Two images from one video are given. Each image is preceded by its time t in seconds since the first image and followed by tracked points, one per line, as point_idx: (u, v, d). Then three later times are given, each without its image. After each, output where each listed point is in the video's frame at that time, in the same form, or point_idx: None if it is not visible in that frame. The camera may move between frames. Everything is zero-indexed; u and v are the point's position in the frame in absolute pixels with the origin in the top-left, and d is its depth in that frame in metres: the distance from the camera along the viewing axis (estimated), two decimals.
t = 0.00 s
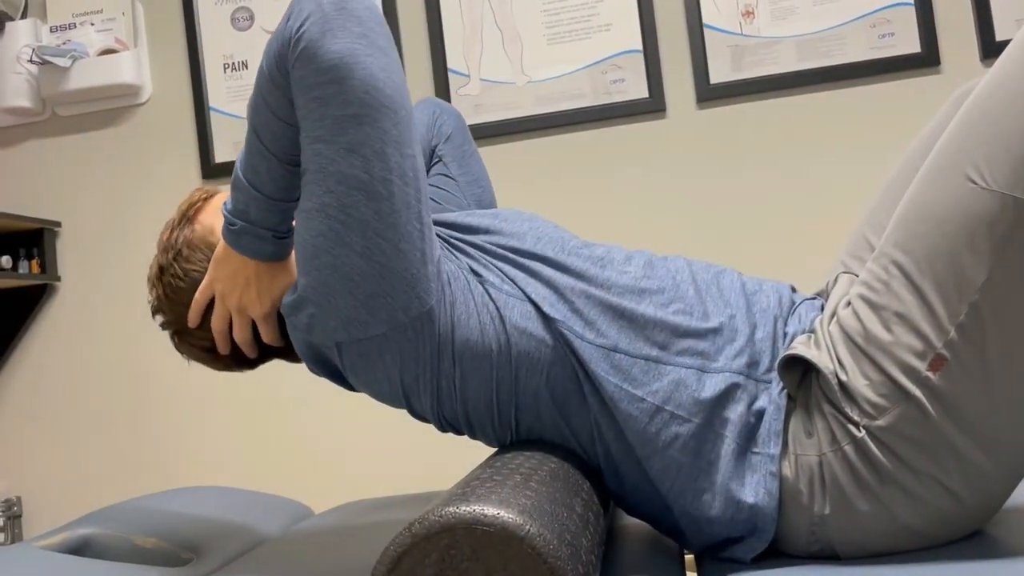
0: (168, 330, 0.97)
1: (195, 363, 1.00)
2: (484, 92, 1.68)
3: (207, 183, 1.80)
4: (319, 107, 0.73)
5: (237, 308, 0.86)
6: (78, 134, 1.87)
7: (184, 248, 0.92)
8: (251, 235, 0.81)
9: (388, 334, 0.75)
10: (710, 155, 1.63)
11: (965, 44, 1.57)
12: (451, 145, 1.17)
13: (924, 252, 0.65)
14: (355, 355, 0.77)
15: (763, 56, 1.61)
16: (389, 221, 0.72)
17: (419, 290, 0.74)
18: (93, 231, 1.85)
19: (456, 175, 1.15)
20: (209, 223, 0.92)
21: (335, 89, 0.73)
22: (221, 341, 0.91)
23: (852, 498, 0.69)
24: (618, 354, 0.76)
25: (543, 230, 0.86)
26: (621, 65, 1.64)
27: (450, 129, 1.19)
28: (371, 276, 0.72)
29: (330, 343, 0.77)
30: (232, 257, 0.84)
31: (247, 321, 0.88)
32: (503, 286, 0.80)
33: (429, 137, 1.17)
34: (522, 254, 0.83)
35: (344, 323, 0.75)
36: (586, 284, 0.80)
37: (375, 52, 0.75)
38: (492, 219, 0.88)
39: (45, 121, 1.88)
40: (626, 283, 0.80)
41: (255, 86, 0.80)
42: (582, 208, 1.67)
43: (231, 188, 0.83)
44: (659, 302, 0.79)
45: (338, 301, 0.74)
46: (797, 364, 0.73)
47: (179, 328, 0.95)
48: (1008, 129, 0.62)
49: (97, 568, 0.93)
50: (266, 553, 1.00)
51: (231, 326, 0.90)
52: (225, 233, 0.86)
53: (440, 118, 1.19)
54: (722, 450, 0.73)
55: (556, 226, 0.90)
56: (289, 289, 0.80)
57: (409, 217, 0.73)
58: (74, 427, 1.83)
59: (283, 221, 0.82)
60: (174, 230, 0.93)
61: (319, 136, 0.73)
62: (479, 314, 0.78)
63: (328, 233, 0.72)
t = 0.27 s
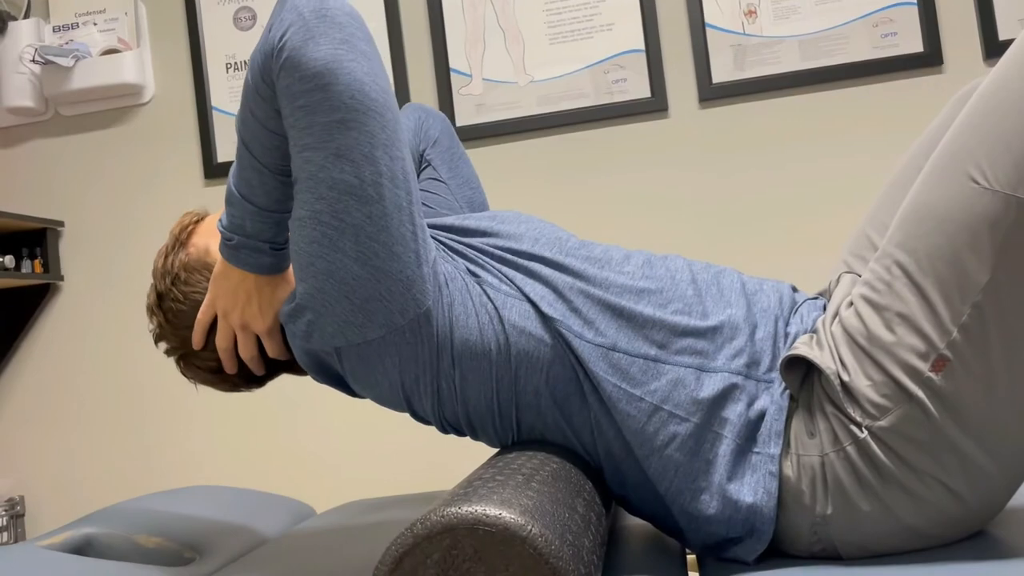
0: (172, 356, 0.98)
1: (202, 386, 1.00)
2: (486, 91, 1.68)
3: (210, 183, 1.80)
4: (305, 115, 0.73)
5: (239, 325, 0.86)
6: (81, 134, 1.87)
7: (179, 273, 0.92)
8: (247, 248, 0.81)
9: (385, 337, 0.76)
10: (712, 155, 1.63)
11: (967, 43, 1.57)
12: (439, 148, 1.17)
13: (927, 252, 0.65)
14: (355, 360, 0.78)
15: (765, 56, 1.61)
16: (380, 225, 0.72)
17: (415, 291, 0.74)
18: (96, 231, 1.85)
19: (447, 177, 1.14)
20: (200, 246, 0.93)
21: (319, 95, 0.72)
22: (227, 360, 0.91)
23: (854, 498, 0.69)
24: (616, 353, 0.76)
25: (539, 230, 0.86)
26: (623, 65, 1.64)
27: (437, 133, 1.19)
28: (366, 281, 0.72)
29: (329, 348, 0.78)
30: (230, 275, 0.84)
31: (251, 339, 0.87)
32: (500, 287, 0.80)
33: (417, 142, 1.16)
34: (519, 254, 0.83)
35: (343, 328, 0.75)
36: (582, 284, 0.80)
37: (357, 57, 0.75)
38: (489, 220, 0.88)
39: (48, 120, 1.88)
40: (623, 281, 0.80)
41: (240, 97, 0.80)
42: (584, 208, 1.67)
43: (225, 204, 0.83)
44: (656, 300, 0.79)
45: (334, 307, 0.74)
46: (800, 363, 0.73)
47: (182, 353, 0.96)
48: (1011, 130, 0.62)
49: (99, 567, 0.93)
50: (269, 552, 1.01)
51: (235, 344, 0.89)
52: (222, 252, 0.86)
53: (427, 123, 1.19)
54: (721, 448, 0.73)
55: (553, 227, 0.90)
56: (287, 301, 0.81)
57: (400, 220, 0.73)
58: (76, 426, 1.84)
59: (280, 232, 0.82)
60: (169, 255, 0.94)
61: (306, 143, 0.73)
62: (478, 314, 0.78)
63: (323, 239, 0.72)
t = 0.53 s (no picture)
0: (177, 377, 0.98)
1: (207, 405, 1.00)
2: (488, 90, 1.68)
3: (212, 181, 1.80)
4: (289, 124, 0.73)
5: (241, 338, 0.86)
6: (83, 132, 1.87)
7: (175, 294, 0.92)
8: (243, 260, 0.82)
9: (381, 340, 0.76)
10: (713, 153, 1.63)
11: (970, 42, 1.56)
12: (428, 151, 1.16)
13: (928, 249, 0.65)
14: (353, 364, 0.78)
15: (767, 54, 1.60)
16: (370, 231, 0.72)
17: (409, 293, 0.74)
18: (97, 230, 1.85)
19: (437, 181, 1.13)
20: (193, 265, 0.93)
21: (301, 103, 0.72)
22: (230, 376, 0.91)
23: (856, 496, 0.69)
24: (614, 350, 0.76)
25: (535, 228, 0.86)
26: (624, 63, 1.64)
27: (424, 134, 1.17)
28: (360, 286, 0.72)
29: (328, 354, 0.78)
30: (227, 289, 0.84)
31: (253, 351, 0.87)
32: (496, 287, 0.80)
33: (406, 146, 1.14)
34: (514, 253, 0.83)
35: (340, 333, 0.75)
36: (577, 283, 0.79)
37: (338, 62, 0.75)
38: (485, 220, 0.88)
39: (50, 119, 1.88)
40: (619, 279, 0.80)
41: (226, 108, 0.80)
42: (586, 206, 1.67)
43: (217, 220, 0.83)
44: (652, 297, 0.79)
45: (329, 314, 0.74)
46: (803, 360, 0.74)
47: (186, 373, 0.96)
48: (1014, 127, 0.62)
49: (101, 565, 0.93)
50: (270, 551, 1.01)
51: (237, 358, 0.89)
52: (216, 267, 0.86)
53: (414, 124, 1.18)
54: (719, 445, 0.73)
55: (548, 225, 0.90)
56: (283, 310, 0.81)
57: (390, 224, 0.73)
58: (78, 425, 1.84)
59: (275, 243, 0.82)
60: (164, 275, 0.94)
61: (293, 152, 0.73)
62: (474, 314, 0.78)
63: (315, 246, 0.72)
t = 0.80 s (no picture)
0: (182, 397, 0.98)
1: (213, 424, 1.01)
2: (489, 89, 1.68)
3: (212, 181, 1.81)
4: (273, 135, 0.74)
5: (243, 353, 0.87)
6: (84, 132, 1.87)
7: (174, 315, 0.93)
8: (237, 274, 0.82)
9: (376, 345, 0.76)
10: (713, 152, 1.63)
11: (971, 41, 1.56)
12: (416, 155, 1.15)
13: (928, 249, 0.65)
14: (350, 371, 0.78)
15: (768, 53, 1.60)
16: (359, 236, 0.73)
17: (402, 297, 0.75)
18: (98, 229, 1.85)
19: (427, 184, 1.13)
20: (188, 285, 0.94)
21: (283, 114, 0.73)
22: (234, 393, 0.92)
23: (856, 495, 0.69)
24: (610, 349, 0.76)
25: (529, 228, 0.86)
26: (625, 62, 1.64)
27: (412, 139, 1.17)
28: (352, 292, 0.73)
29: (324, 362, 0.78)
30: (225, 305, 0.85)
31: (255, 366, 0.88)
32: (489, 289, 0.80)
33: (394, 152, 1.14)
34: (508, 253, 0.83)
35: (336, 340, 0.76)
36: (568, 283, 0.80)
37: (317, 71, 0.76)
38: (478, 221, 0.88)
39: (51, 119, 1.88)
40: (613, 277, 0.80)
41: (211, 124, 0.81)
42: (587, 205, 1.67)
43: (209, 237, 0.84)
44: (646, 296, 0.79)
45: (323, 321, 0.75)
46: (801, 360, 0.73)
47: (191, 391, 0.96)
48: (1013, 127, 0.62)
49: (101, 564, 0.93)
50: (270, 550, 1.01)
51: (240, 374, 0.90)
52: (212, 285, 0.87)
53: (401, 130, 1.17)
54: (715, 444, 0.73)
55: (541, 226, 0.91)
56: (279, 322, 0.82)
57: (378, 229, 0.74)
58: (79, 424, 1.84)
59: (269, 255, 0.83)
60: (159, 298, 0.94)
61: (279, 163, 0.74)
62: (469, 315, 0.79)
63: (306, 255, 0.74)
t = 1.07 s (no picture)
0: (184, 414, 0.98)
1: (218, 439, 1.01)
2: (489, 88, 1.68)
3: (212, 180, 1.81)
4: (260, 144, 0.74)
5: (244, 365, 0.86)
6: (84, 132, 1.87)
7: (172, 332, 0.92)
8: (234, 286, 0.82)
9: (372, 350, 0.76)
10: (713, 152, 1.63)
11: (972, 40, 1.56)
12: (405, 160, 1.15)
13: (927, 248, 0.65)
14: (347, 376, 0.78)
15: (768, 52, 1.60)
16: (349, 241, 0.73)
17: (395, 300, 0.75)
18: (98, 229, 1.85)
19: (417, 188, 1.12)
20: (184, 302, 0.93)
21: (269, 123, 0.74)
22: (238, 406, 0.91)
23: (855, 495, 0.69)
24: (606, 348, 0.76)
25: (524, 228, 0.86)
26: (624, 62, 1.64)
27: (399, 144, 1.17)
28: (346, 298, 0.73)
29: (321, 369, 0.78)
30: (224, 319, 0.84)
31: (256, 378, 0.88)
32: (483, 291, 0.80)
33: (384, 158, 1.13)
34: (503, 254, 0.83)
35: (331, 347, 0.76)
36: (562, 283, 0.80)
37: (301, 78, 0.76)
38: (473, 223, 0.88)
39: (51, 118, 1.88)
40: (608, 276, 0.80)
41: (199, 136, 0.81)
42: (586, 204, 1.67)
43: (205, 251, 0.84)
44: (642, 295, 0.79)
45: (318, 327, 0.75)
46: (800, 359, 0.73)
47: (194, 408, 0.96)
48: (1013, 126, 0.62)
49: (101, 564, 0.93)
50: (270, 550, 1.01)
51: (243, 387, 0.90)
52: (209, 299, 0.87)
53: (388, 135, 1.17)
54: (711, 443, 0.74)
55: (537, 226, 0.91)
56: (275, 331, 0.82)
57: (368, 232, 0.74)
58: (79, 424, 1.84)
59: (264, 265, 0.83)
60: (155, 317, 0.93)
61: (266, 172, 0.74)
62: (465, 316, 0.79)
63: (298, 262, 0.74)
